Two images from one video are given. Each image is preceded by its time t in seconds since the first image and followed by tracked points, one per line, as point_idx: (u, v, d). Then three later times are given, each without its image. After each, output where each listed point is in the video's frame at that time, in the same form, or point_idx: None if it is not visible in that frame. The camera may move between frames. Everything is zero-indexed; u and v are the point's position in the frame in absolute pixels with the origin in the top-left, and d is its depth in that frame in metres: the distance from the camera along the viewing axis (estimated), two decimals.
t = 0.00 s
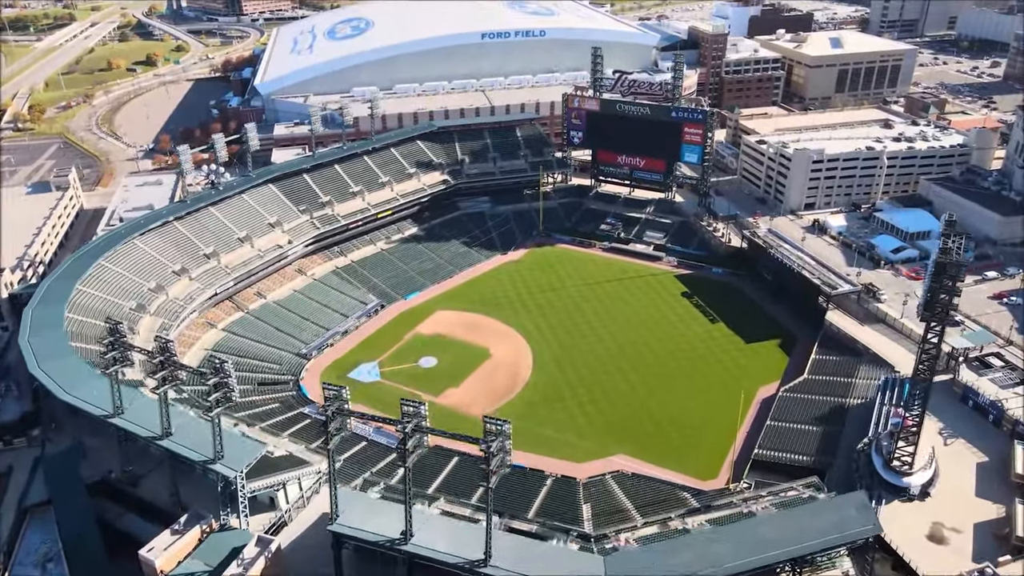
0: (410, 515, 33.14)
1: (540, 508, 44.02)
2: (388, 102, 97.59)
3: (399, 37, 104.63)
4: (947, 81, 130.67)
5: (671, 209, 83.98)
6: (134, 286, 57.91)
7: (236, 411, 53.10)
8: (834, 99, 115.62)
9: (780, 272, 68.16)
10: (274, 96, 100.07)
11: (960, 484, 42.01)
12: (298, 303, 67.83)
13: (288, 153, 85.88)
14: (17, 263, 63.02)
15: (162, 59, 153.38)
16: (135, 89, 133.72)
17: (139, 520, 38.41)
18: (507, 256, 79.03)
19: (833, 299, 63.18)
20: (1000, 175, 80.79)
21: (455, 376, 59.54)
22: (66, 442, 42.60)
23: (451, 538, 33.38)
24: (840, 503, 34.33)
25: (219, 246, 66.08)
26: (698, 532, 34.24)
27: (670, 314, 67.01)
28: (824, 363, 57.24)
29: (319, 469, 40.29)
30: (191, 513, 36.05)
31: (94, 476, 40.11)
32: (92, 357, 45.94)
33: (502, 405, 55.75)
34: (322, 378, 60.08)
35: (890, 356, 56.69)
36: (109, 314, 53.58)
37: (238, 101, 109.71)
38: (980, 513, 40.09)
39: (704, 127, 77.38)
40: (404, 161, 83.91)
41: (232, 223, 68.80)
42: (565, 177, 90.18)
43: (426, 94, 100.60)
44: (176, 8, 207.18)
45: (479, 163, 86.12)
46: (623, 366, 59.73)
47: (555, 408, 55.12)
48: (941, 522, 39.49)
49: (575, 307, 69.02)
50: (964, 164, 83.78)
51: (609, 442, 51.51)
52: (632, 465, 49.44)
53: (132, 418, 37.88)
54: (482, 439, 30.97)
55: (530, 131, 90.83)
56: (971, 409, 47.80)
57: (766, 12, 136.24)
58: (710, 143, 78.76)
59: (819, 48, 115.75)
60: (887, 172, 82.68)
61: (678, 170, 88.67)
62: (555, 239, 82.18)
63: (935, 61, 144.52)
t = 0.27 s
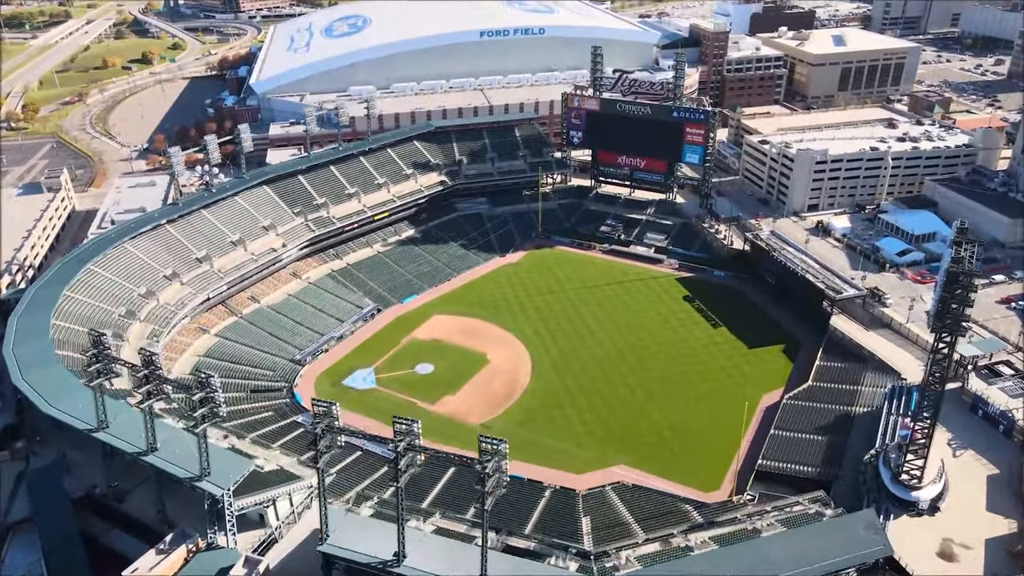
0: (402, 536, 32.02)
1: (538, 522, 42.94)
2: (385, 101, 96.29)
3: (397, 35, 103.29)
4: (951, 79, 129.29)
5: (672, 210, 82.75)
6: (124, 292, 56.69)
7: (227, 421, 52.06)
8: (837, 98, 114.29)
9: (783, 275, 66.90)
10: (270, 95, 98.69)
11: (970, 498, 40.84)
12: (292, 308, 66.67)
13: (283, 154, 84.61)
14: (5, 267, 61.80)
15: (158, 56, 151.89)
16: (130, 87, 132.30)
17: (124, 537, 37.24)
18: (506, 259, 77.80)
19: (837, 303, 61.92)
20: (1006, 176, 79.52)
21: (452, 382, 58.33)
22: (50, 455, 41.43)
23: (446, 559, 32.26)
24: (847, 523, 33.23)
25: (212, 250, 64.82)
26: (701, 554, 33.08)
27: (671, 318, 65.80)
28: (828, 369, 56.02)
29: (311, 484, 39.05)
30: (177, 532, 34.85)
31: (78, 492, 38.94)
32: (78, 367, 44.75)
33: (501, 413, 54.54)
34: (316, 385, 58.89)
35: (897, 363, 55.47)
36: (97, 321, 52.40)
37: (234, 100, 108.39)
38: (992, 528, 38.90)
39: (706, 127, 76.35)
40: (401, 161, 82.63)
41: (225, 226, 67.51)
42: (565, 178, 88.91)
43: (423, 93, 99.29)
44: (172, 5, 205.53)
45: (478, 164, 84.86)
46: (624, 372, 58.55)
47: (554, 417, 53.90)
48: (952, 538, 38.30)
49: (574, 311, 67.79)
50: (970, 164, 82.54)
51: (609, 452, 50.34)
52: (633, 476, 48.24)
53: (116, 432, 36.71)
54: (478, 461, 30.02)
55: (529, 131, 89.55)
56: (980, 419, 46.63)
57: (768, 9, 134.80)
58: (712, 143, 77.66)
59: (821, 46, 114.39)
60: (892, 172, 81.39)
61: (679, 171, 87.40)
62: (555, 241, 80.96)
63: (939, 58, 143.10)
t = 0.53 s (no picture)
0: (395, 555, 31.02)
1: (535, 534, 41.91)
2: (382, 97, 94.90)
3: (394, 30, 101.81)
4: (955, 74, 127.86)
5: (672, 209, 81.54)
6: (113, 295, 55.50)
7: (219, 428, 51.02)
8: (840, 93, 112.90)
9: (786, 276, 65.71)
10: (265, 91, 96.94)
11: (980, 509, 39.75)
12: (286, 309, 65.45)
13: (278, 152, 83.25)
14: None
15: (153, 51, 150.10)
16: (124, 82, 130.71)
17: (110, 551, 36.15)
18: (504, 258, 76.56)
19: (842, 305, 60.68)
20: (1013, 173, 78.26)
21: (449, 386, 57.16)
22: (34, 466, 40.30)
23: None
24: (855, 541, 32.12)
25: (204, 251, 63.57)
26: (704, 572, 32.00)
27: (673, 320, 64.60)
28: (833, 373, 54.88)
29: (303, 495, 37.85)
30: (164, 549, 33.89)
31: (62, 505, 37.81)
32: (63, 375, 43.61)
33: (498, 418, 53.39)
34: (311, 388, 57.70)
35: (902, 366, 54.34)
36: (85, 325, 51.23)
37: (229, 96, 106.92)
38: (1003, 541, 37.82)
39: (707, 124, 75.13)
40: (397, 159, 81.31)
41: (218, 226, 66.19)
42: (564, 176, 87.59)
43: (421, 89, 97.88)
44: None
45: (475, 161, 83.56)
46: (624, 375, 57.36)
47: (553, 422, 52.77)
48: (962, 551, 37.21)
49: (574, 312, 66.57)
50: (976, 162, 81.21)
51: (610, 459, 49.20)
52: (634, 484, 47.12)
53: (101, 444, 35.59)
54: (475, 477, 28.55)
55: (527, 128, 88.21)
56: (989, 426, 45.56)
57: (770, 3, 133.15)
58: (714, 140, 76.43)
59: (824, 40, 112.92)
60: (897, 170, 80.07)
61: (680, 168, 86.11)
62: (554, 240, 79.73)
63: (943, 52, 141.58)
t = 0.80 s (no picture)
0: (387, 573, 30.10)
1: (533, 545, 40.84)
2: (379, 92, 93.43)
3: (390, 23, 100.20)
4: (960, 67, 126.21)
5: (673, 206, 80.25)
6: (102, 297, 54.26)
7: (210, 433, 49.98)
8: (843, 87, 111.39)
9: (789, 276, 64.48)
10: (259, 86, 95.63)
11: (992, 521, 38.63)
12: (280, 309, 64.24)
13: (273, 148, 81.92)
14: None
15: (148, 43, 148.24)
16: (118, 76, 129.10)
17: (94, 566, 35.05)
18: (502, 256, 75.29)
19: (846, 306, 59.47)
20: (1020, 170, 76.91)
21: (445, 389, 56.04)
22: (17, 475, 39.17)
23: None
24: (864, 559, 30.93)
25: (195, 250, 62.28)
26: None
27: (674, 320, 63.41)
28: (838, 376, 53.72)
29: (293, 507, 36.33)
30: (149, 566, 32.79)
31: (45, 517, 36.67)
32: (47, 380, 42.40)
33: (496, 423, 52.29)
34: (304, 391, 56.56)
35: (909, 369, 53.17)
36: (71, 328, 50.04)
37: (223, 90, 105.44)
38: (1015, 554, 36.72)
39: (709, 120, 73.71)
40: (394, 156, 79.93)
41: (210, 225, 64.85)
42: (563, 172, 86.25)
43: (418, 83, 96.40)
44: None
45: (473, 157, 82.18)
46: (625, 378, 56.20)
47: (552, 427, 51.66)
48: (973, 565, 36.11)
49: (573, 312, 65.35)
50: (982, 158, 79.74)
51: (610, 465, 48.13)
52: (634, 492, 46.07)
53: (84, 456, 34.47)
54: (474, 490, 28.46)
55: (526, 124, 86.81)
56: (1000, 433, 44.45)
57: None
58: (716, 136, 75.03)
59: (828, 33, 111.31)
60: (902, 166, 78.64)
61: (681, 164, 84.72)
62: (553, 237, 78.48)
63: (947, 45, 139.82)
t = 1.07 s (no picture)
0: None
1: (532, 557, 39.88)
2: (375, 86, 92.00)
3: (387, 16, 98.63)
4: (964, 59, 124.68)
5: (675, 202, 78.98)
6: (90, 299, 53.08)
7: (201, 439, 48.98)
8: (846, 80, 109.93)
9: (793, 276, 63.29)
10: (254, 80, 94.18)
11: (1003, 533, 37.64)
12: (274, 310, 63.07)
13: (267, 144, 80.55)
14: None
15: (142, 36, 146.39)
16: (111, 69, 127.44)
17: None
18: (500, 255, 74.06)
19: (851, 307, 58.33)
20: None
21: (441, 392, 54.93)
22: None
23: None
24: None
25: (187, 250, 61.00)
26: None
27: (675, 321, 62.27)
28: (843, 380, 52.62)
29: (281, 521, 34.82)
30: None
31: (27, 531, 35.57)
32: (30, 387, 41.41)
33: (494, 428, 51.20)
34: (298, 395, 55.44)
35: (915, 373, 52.10)
36: (58, 332, 48.90)
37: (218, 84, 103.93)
38: None
39: (711, 115, 72.33)
40: (390, 152, 78.60)
41: (202, 224, 63.50)
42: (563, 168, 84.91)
43: (415, 77, 94.95)
44: None
45: (471, 153, 80.82)
46: (625, 381, 55.10)
47: (550, 432, 50.55)
48: None
49: (573, 313, 64.16)
50: (989, 153, 78.33)
51: (610, 472, 47.07)
52: (635, 500, 45.02)
53: (66, 470, 33.37)
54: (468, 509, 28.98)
55: (525, 119, 85.43)
56: (1010, 440, 43.42)
57: None
58: (718, 132, 73.69)
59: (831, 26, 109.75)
60: (907, 162, 77.35)
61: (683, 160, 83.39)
62: (551, 235, 77.23)
63: (951, 37, 138.19)
